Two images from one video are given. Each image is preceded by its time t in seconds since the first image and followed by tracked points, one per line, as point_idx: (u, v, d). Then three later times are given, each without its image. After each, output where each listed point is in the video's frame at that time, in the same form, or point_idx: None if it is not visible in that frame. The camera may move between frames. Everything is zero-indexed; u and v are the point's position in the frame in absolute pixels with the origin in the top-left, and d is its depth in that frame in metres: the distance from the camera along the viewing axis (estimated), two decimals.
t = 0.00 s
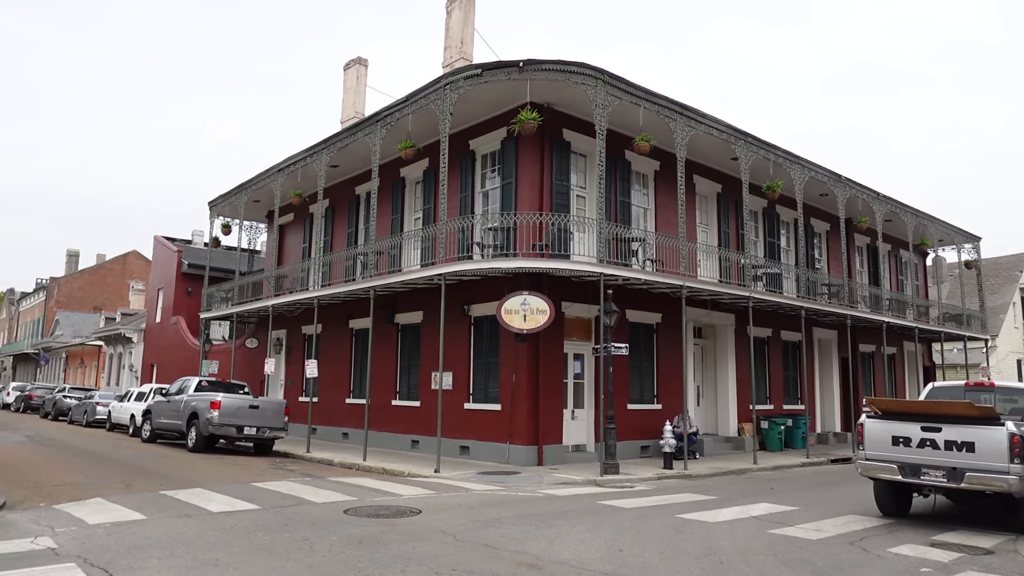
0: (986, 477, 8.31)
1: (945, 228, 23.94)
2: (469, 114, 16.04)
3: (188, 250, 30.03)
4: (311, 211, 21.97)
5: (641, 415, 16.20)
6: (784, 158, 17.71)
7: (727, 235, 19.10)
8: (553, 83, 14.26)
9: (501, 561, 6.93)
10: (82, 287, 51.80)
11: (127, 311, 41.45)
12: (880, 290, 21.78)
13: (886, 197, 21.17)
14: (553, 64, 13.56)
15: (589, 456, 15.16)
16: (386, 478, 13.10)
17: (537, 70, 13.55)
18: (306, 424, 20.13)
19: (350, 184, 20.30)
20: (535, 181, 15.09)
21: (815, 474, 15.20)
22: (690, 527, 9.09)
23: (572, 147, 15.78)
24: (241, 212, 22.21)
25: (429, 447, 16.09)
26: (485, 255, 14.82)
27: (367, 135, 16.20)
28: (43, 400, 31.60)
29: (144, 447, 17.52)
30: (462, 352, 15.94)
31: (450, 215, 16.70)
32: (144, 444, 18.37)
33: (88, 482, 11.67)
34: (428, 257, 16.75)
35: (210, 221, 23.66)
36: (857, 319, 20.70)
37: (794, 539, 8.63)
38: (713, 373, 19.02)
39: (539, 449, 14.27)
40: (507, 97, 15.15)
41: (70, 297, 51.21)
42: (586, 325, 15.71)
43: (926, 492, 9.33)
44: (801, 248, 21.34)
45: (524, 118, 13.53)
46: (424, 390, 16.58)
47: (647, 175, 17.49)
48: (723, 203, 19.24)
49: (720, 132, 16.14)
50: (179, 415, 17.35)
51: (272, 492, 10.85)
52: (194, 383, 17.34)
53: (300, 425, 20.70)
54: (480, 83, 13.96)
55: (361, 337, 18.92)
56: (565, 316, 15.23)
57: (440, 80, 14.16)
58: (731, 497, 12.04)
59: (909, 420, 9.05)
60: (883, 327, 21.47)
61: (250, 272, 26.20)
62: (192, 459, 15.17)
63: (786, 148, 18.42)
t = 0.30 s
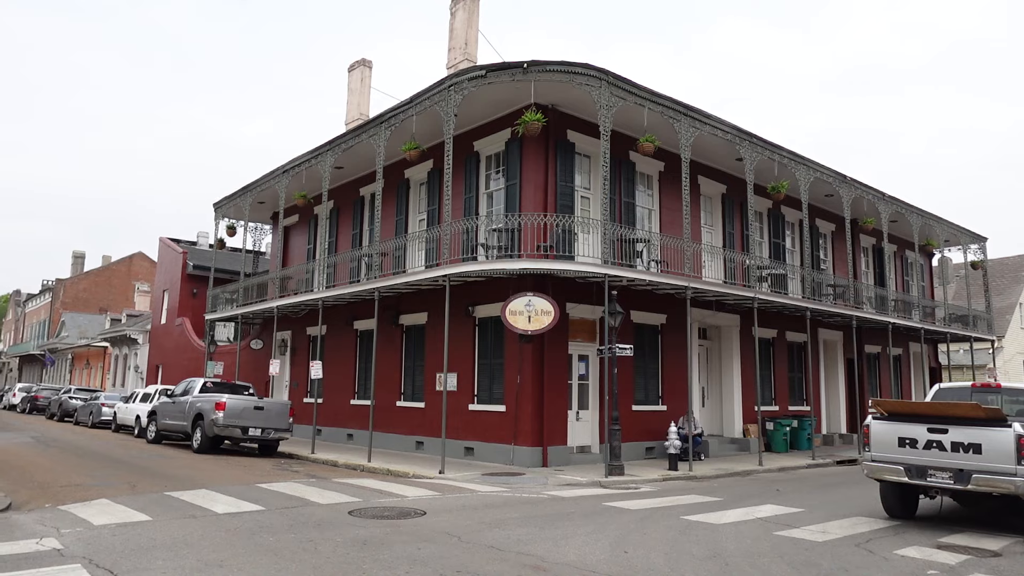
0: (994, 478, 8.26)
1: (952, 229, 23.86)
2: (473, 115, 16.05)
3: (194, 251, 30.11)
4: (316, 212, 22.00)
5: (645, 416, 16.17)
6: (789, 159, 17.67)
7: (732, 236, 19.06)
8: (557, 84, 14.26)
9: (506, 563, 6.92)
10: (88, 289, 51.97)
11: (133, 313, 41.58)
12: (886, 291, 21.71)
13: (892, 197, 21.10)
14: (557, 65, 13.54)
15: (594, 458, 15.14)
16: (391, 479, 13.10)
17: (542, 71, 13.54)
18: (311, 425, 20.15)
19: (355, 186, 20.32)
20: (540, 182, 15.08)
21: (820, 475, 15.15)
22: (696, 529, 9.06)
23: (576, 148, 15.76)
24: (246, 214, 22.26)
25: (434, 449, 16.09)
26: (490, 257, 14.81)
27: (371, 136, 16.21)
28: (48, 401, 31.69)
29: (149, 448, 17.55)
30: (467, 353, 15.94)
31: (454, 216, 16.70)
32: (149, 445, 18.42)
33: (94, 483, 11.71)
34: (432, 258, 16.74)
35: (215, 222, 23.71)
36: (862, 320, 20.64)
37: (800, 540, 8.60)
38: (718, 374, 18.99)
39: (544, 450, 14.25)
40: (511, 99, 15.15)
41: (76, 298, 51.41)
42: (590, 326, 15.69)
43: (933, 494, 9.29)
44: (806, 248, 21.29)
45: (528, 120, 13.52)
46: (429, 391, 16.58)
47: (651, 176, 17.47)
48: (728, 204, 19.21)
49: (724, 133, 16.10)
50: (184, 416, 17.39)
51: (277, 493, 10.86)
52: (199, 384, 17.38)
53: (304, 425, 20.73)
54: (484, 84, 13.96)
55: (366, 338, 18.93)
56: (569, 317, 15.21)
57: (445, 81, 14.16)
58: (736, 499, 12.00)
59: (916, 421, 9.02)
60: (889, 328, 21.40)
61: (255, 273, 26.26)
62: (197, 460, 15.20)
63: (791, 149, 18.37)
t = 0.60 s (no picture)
0: (1001, 479, 8.23)
1: (958, 228, 23.78)
2: (477, 115, 16.04)
3: (199, 252, 30.17)
4: (320, 213, 22.02)
5: (650, 417, 16.15)
6: (793, 159, 17.62)
7: (737, 236, 19.02)
8: (561, 85, 14.25)
9: (511, 564, 6.91)
10: (93, 290, 52.14)
11: (138, 314, 41.70)
12: (892, 290, 21.64)
13: (897, 196, 21.05)
14: (561, 66, 13.53)
15: (599, 458, 15.12)
16: (396, 479, 13.10)
17: (546, 71, 13.53)
18: (316, 426, 20.17)
19: (359, 187, 20.34)
20: (544, 182, 15.07)
21: (826, 476, 15.11)
22: (701, 530, 9.04)
23: (580, 148, 15.75)
24: (251, 215, 22.30)
25: (438, 449, 16.09)
26: (494, 257, 14.81)
27: (375, 137, 16.22)
28: (54, 403, 31.79)
29: (154, 449, 17.59)
30: (471, 354, 15.93)
31: (459, 217, 16.70)
32: (155, 446, 18.46)
33: (100, 484, 11.73)
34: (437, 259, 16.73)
35: (220, 223, 23.74)
36: (868, 320, 20.57)
37: (806, 541, 8.57)
38: (723, 374, 18.94)
39: (548, 451, 14.24)
40: (515, 99, 15.14)
41: (82, 300, 51.60)
42: (595, 327, 15.68)
43: (939, 495, 9.25)
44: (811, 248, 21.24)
45: (532, 120, 13.51)
46: (433, 392, 16.58)
47: (655, 176, 17.44)
48: (733, 203, 19.16)
49: (729, 132, 16.07)
50: (189, 417, 17.41)
51: (282, 494, 10.87)
52: (204, 385, 17.41)
53: (309, 426, 20.76)
54: (488, 84, 13.96)
55: (370, 338, 18.95)
56: (574, 317, 15.20)
57: (448, 82, 14.16)
58: (742, 500, 11.97)
59: (922, 421, 8.98)
60: (895, 328, 21.33)
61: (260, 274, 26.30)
62: (202, 461, 15.23)
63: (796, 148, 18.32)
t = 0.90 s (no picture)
0: (1008, 477, 8.20)
1: (962, 226, 23.72)
2: (480, 116, 16.03)
3: (202, 255, 30.20)
4: (324, 215, 22.04)
5: (655, 417, 16.12)
6: (797, 157, 17.59)
7: (741, 235, 18.99)
8: (564, 85, 14.24)
9: (517, 564, 6.90)
10: (97, 293, 52.23)
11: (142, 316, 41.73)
12: (896, 289, 21.59)
13: (901, 195, 20.99)
14: (564, 66, 13.52)
15: (604, 458, 15.10)
16: (401, 481, 13.10)
17: (549, 71, 13.52)
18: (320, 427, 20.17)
19: (363, 188, 20.35)
20: (547, 182, 15.06)
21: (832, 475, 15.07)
22: (707, 529, 9.03)
23: (583, 148, 15.74)
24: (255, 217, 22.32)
25: (443, 450, 16.09)
26: (498, 257, 14.81)
27: (378, 138, 16.22)
28: (58, 405, 31.83)
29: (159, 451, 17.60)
30: (475, 355, 15.93)
31: (462, 218, 16.71)
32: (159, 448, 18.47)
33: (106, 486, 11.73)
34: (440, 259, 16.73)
35: (223, 225, 23.76)
36: (873, 319, 20.51)
37: (812, 540, 8.55)
38: (727, 374, 18.92)
39: (553, 451, 14.23)
40: (518, 99, 15.13)
41: (86, 302, 51.70)
42: (599, 327, 15.67)
43: (946, 494, 9.22)
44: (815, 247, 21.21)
45: (535, 120, 13.51)
46: (438, 393, 16.58)
47: (659, 176, 17.43)
48: (736, 202, 19.14)
49: (732, 131, 16.05)
50: (194, 419, 17.40)
51: (288, 495, 10.88)
52: (209, 387, 17.42)
53: (314, 428, 20.76)
54: (491, 85, 13.96)
55: (375, 339, 18.95)
56: (578, 317, 15.19)
57: (451, 82, 14.16)
58: (747, 499, 11.94)
59: (928, 419, 8.96)
60: (899, 327, 21.28)
61: (263, 276, 26.31)
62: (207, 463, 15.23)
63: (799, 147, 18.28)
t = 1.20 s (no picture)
0: (1012, 476, 8.19)
1: (964, 224, 23.70)
2: (482, 115, 16.01)
3: (204, 255, 30.22)
4: (325, 215, 22.04)
5: (658, 417, 16.12)
6: (799, 157, 17.59)
7: (743, 235, 18.99)
8: (565, 85, 14.25)
9: (521, 565, 6.90)
10: (99, 294, 52.26)
11: (144, 317, 41.76)
12: (898, 288, 21.58)
13: (903, 194, 20.97)
14: (566, 65, 13.52)
15: (607, 458, 15.09)
16: (404, 481, 13.09)
17: (550, 71, 13.52)
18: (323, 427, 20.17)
19: (364, 189, 20.35)
20: (549, 182, 15.06)
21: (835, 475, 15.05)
22: (711, 529, 9.02)
23: (585, 148, 15.73)
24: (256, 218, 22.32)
25: (446, 450, 16.09)
26: (500, 257, 14.81)
27: (380, 138, 16.22)
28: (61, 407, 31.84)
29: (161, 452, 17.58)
30: (478, 355, 15.93)
31: (464, 218, 16.70)
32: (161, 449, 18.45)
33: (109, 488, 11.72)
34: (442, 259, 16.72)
35: (225, 226, 23.76)
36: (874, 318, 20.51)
37: (816, 540, 8.54)
38: (730, 373, 18.91)
39: (556, 451, 14.23)
40: (520, 99, 15.11)
41: (87, 303, 51.74)
42: (601, 327, 15.67)
43: (950, 493, 9.21)
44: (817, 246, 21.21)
45: (536, 120, 13.50)
46: (440, 393, 16.58)
47: (660, 175, 17.42)
48: (738, 202, 19.14)
49: (734, 131, 16.05)
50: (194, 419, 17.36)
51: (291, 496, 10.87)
52: (210, 388, 17.41)
53: (316, 428, 20.77)
54: (492, 85, 13.96)
55: (377, 339, 18.95)
56: (580, 317, 15.19)
57: (453, 83, 14.16)
58: (751, 498, 11.93)
59: (932, 418, 8.96)
60: (902, 325, 21.27)
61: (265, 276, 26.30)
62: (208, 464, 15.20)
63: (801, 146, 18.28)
